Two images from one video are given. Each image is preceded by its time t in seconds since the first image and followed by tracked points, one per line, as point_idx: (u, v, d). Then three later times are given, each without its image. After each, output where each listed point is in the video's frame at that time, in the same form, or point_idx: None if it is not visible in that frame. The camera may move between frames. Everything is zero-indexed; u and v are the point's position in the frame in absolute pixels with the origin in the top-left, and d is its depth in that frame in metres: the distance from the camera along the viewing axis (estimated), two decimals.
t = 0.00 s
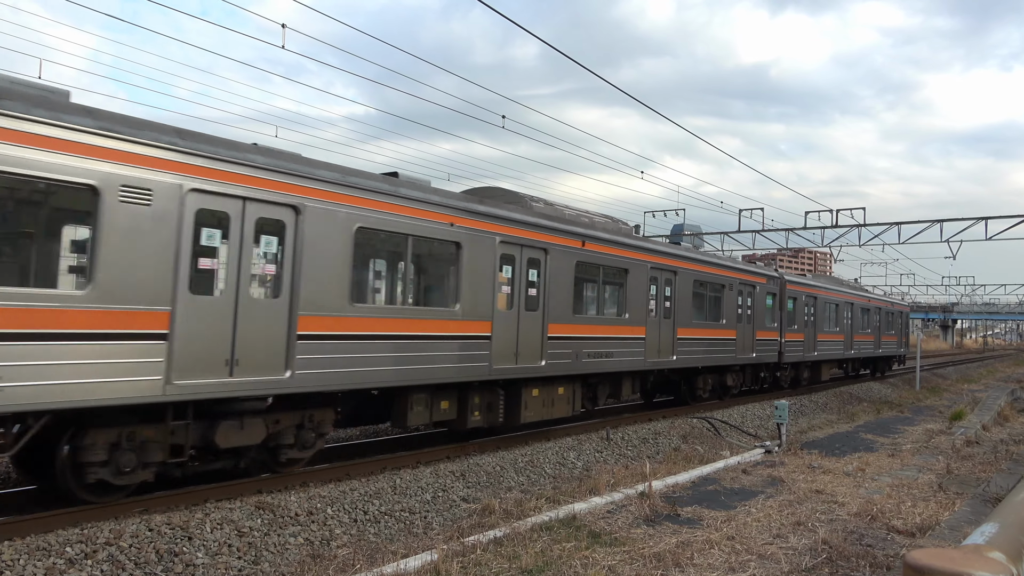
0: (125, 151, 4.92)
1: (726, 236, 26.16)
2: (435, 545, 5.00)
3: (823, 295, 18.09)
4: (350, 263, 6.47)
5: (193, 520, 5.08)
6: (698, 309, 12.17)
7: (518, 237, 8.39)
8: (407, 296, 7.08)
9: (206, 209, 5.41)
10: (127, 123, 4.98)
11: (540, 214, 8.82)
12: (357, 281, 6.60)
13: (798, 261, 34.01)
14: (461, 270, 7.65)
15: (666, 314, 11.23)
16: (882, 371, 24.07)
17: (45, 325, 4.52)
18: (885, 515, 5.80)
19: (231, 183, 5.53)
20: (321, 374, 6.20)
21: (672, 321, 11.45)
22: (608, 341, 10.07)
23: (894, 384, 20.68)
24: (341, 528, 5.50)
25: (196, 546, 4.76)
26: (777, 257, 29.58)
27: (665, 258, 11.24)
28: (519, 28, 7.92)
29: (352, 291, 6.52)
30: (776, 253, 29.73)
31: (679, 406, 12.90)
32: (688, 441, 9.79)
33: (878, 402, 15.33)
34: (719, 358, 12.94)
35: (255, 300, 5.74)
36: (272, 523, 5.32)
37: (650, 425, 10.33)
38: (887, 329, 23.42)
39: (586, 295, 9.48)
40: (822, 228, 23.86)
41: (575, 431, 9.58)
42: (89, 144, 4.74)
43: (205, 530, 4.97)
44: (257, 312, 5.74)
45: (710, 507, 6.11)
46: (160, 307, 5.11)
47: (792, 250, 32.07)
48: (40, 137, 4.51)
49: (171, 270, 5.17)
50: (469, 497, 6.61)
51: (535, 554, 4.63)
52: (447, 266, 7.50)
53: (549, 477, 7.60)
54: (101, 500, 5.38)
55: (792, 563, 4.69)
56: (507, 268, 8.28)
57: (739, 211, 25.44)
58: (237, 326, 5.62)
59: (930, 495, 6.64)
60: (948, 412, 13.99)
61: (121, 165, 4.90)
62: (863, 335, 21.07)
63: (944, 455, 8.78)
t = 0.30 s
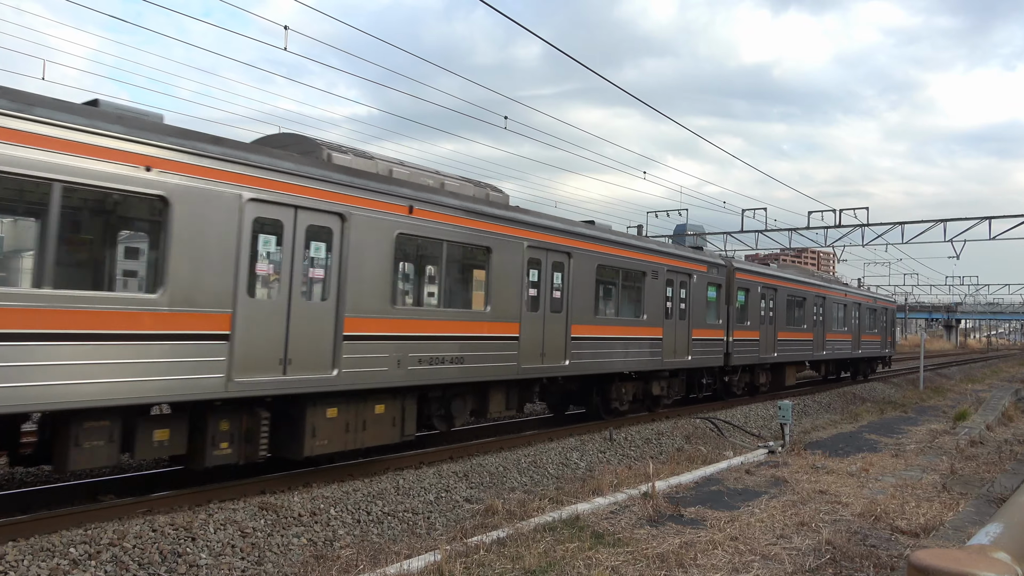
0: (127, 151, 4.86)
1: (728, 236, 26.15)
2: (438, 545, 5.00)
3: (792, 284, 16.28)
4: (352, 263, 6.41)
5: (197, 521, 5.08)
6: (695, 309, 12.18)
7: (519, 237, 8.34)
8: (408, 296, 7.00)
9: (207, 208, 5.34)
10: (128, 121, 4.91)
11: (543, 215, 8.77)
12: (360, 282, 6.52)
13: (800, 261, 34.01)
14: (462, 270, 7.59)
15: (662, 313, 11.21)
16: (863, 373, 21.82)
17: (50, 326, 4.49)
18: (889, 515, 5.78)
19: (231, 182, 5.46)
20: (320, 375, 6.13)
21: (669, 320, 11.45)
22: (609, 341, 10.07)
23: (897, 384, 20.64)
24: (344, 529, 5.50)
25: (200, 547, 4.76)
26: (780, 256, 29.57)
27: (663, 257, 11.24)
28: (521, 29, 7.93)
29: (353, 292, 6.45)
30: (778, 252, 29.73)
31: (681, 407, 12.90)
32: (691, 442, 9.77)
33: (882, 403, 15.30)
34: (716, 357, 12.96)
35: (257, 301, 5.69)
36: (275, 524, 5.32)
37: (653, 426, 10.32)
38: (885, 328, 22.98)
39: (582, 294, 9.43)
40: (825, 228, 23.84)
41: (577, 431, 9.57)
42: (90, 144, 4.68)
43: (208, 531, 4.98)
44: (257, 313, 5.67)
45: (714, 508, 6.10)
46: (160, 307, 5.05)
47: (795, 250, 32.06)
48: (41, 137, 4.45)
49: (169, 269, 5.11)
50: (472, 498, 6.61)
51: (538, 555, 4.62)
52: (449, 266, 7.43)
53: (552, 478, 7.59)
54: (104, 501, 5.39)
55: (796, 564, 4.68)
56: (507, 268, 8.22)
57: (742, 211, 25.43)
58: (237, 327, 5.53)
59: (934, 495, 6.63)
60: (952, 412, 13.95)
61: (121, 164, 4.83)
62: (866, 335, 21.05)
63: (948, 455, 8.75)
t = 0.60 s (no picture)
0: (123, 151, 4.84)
1: (731, 236, 26.15)
2: (441, 546, 4.99)
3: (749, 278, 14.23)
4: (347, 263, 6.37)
5: (200, 521, 5.09)
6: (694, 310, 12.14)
7: (518, 238, 8.32)
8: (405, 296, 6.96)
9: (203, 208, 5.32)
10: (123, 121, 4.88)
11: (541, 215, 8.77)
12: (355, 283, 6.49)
13: (804, 261, 34.02)
14: (459, 271, 7.55)
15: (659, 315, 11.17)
16: (841, 378, 19.82)
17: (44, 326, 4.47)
18: (893, 516, 5.77)
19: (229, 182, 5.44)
20: (311, 375, 6.08)
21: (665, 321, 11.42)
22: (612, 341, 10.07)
23: (901, 383, 20.62)
24: (347, 530, 5.50)
25: (204, 548, 4.76)
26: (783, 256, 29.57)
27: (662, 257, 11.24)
28: (523, 29, 7.93)
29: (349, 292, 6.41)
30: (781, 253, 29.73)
31: (684, 407, 12.91)
32: (694, 442, 9.75)
33: (886, 403, 15.27)
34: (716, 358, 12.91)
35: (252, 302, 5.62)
36: (279, 524, 5.32)
37: (657, 426, 10.29)
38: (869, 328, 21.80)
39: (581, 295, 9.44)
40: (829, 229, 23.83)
41: (581, 431, 9.57)
42: (86, 144, 4.66)
43: (212, 532, 4.98)
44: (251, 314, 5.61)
45: (717, 508, 6.09)
46: (155, 308, 5.01)
47: (798, 250, 32.09)
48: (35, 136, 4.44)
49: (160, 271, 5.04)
50: (475, 498, 6.61)
51: (542, 556, 4.61)
52: (446, 266, 7.39)
53: (555, 479, 7.58)
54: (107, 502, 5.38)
55: (800, 564, 4.67)
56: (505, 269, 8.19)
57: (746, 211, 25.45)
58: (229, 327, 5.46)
59: (939, 496, 6.61)
60: (957, 412, 13.91)
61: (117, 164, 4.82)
62: (869, 335, 21.04)
63: (953, 456, 8.72)
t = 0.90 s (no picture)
0: (111, 150, 4.81)
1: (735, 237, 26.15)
2: (445, 547, 4.99)
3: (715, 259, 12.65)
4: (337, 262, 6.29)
5: (205, 522, 5.10)
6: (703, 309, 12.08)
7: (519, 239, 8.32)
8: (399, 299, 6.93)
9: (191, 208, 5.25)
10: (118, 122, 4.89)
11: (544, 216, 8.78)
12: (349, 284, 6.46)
13: (808, 262, 34.01)
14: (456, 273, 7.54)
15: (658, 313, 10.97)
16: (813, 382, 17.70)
17: (34, 328, 4.40)
18: (898, 516, 5.76)
19: (218, 182, 5.40)
20: (307, 376, 6.07)
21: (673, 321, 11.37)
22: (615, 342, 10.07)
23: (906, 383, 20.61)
24: (351, 530, 5.51)
25: (208, 548, 4.77)
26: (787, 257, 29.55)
27: (667, 258, 11.22)
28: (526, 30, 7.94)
29: (338, 292, 6.32)
30: (786, 253, 29.71)
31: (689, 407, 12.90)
32: (699, 443, 9.74)
33: (891, 403, 15.25)
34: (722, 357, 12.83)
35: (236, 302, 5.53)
36: (283, 525, 5.33)
37: (661, 427, 10.27)
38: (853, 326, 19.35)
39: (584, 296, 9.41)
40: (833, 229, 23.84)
41: (585, 431, 9.57)
42: (73, 143, 4.62)
43: (216, 532, 4.99)
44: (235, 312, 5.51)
45: (722, 509, 6.08)
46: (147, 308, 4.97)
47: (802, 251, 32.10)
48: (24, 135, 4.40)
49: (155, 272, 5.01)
50: (479, 499, 6.61)
51: (546, 556, 4.61)
52: (443, 269, 7.41)
53: (559, 479, 7.57)
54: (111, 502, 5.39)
55: (805, 565, 4.67)
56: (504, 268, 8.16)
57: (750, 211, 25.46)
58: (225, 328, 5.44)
59: (944, 496, 6.60)
60: (962, 412, 13.89)
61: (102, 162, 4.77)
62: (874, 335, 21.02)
63: (958, 456, 8.70)
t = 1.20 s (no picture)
0: (107, 151, 4.78)
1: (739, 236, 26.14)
2: (450, 547, 4.99)
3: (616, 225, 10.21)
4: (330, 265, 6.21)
5: (209, 523, 5.11)
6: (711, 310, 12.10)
7: (529, 240, 8.34)
8: (399, 300, 6.85)
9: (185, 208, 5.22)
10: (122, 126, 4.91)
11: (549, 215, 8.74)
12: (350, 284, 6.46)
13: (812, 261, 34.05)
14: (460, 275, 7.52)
15: (665, 313, 10.89)
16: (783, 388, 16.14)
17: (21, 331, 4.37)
18: (904, 516, 5.74)
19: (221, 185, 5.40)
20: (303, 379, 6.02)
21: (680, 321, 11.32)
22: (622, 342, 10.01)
23: (911, 383, 20.57)
24: (355, 531, 5.51)
25: (213, 549, 4.78)
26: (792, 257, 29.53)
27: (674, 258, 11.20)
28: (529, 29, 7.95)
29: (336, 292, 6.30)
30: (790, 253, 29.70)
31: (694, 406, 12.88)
32: (703, 443, 9.73)
33: (896, 403, 15.22)
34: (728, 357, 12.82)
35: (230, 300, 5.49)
36: (287, 526, 5.33)
37: (665, 427, 10.24)
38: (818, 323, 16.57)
39: (593, 296, 9.41)
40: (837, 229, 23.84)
41: (589, 431, 9.56)
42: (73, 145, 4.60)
43: (221, 533, 5.00)
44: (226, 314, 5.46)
45: (726, 509, 6.07)
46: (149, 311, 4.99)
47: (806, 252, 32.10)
48: (19, 136, 4.37)
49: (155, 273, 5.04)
50: (483, 499, 6.61)
51: (550, 557, 4.61)
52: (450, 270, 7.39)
53: (563, 480, 7.56)
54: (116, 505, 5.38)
55: (810, 565, 4.66)
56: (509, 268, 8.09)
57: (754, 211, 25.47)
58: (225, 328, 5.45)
59: (949, 496, 6.58)
60: (967, 412, 13.86)
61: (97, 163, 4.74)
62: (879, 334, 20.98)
63: (964, 456, 8.67)
